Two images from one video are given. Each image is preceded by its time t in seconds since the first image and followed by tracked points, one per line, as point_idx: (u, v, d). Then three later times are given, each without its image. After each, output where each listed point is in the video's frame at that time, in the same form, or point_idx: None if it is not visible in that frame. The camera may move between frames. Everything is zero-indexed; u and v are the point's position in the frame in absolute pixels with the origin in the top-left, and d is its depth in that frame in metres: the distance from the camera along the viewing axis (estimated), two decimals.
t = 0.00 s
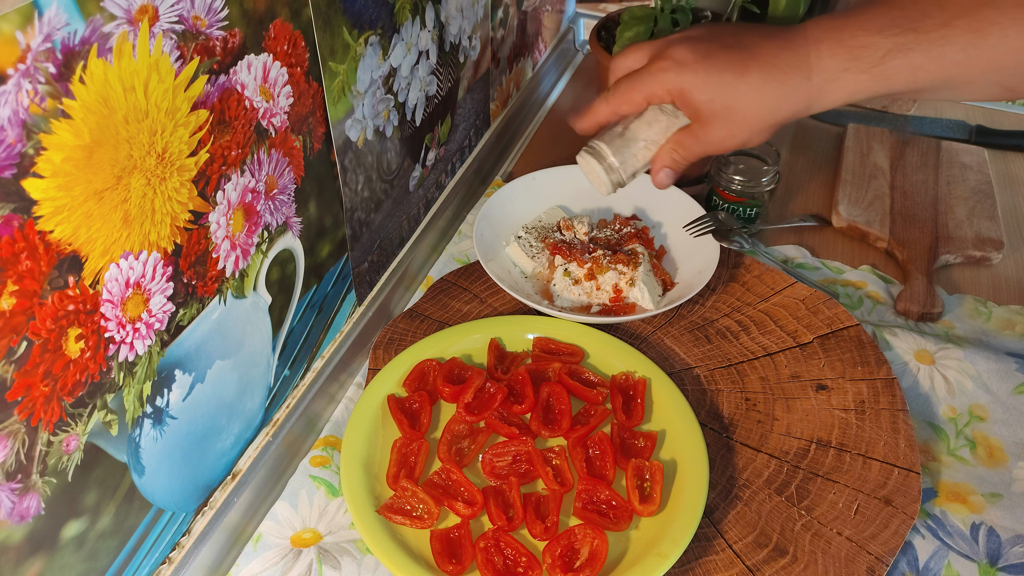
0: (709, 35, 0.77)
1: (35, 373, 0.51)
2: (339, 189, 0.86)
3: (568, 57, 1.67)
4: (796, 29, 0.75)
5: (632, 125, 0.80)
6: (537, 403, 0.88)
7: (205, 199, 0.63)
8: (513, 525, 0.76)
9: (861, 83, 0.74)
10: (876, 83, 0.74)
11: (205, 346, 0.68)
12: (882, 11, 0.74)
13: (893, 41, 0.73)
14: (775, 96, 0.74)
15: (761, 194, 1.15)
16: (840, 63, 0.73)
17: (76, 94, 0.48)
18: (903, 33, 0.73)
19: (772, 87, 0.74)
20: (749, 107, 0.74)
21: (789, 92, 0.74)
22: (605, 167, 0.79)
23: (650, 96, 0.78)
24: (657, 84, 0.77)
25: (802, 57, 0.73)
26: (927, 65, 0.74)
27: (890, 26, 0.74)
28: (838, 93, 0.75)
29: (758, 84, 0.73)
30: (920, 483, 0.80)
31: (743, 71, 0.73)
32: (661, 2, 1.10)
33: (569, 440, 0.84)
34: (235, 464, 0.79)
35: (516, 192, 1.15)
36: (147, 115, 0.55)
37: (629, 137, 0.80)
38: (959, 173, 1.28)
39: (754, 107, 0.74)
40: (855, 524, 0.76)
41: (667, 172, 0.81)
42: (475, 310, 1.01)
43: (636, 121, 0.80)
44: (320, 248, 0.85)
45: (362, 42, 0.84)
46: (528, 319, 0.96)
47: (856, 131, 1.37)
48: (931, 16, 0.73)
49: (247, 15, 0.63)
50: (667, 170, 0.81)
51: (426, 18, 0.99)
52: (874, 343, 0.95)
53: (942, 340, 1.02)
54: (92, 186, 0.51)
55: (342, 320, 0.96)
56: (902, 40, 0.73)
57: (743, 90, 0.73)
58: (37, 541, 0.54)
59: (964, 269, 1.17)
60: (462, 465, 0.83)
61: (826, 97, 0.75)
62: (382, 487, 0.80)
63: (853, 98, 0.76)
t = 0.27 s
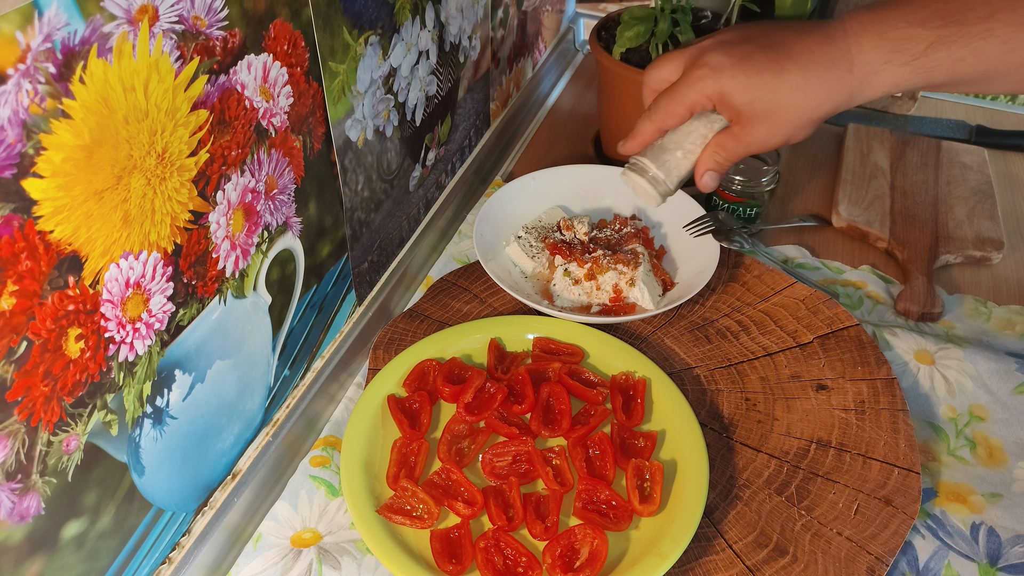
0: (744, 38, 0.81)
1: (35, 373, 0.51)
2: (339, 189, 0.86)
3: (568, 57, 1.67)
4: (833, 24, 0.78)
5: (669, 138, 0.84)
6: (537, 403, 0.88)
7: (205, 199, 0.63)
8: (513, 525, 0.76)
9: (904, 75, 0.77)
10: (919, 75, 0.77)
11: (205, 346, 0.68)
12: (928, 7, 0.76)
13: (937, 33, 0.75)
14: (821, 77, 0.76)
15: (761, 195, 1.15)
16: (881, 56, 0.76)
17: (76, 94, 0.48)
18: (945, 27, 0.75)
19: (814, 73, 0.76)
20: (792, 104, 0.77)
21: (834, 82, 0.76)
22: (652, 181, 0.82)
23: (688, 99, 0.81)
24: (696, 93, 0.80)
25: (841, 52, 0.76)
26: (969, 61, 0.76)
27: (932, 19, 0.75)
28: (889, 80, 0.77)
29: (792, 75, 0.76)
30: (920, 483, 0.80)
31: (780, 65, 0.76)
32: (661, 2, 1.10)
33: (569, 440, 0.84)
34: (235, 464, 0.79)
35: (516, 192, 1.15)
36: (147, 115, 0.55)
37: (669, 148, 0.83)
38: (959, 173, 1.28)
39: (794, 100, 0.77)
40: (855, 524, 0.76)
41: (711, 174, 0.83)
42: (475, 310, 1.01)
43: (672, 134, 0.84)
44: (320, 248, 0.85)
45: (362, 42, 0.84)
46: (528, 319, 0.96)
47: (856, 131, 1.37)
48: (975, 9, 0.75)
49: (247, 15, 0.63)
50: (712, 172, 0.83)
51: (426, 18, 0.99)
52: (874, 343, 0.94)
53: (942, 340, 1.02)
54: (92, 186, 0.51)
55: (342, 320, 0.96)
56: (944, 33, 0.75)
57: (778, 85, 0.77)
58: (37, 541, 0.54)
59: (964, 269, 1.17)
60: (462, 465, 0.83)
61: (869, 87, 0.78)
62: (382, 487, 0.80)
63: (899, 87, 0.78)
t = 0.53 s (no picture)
0: (752, 22, 0.86)
1: (35, 373, 0.51)
2: (339, 189, 0.86)
3: (567, 57, 1.67)
4: (838, 19, 0.83)
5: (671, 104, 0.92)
6: (537, 403, 0.88)
7: (205, 199, 0.63)
8: (513, 525, 0.76)
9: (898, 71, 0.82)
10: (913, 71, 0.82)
11: (205, 347, 0.68)
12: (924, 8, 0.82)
13: (930, 31, 0.81)
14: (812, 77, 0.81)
15: (761, 195, 1.15)
16: (876, 52, 0.81)
17: (76, 94, 0.48)
18: (941, 24, 0.81)
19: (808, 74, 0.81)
20: (784, 91, 0.82)
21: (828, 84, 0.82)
22: (635, 134, 0.92)
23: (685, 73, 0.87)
24: (693, 66, 0.85)
25: (840, 48, 0.81)
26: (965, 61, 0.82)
27: (927, 17, 0.81)
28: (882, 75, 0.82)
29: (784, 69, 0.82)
30: (920, 483, 0.80)
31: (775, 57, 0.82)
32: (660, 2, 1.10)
33: (569, 440, 0.84)
34: (235, 464, 0.79)
35: (516, 192, 1.15)
36: (148, 115, 0.55)
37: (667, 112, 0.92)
38: (959, 173, 1.28)
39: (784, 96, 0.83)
40: (855, 524, 0.76)
41: (694, 148, 0.89)
42: (475, 310, 1.01)
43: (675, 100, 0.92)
44: (320, 248, 0.85)
45: (362, 41, 0.84)
46: (528, 319, 0.96)
47: (856, 131, 1.37)
48: (971, 8, 0.81)
49: (247, 15, 0.63)
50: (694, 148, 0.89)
51: (426, 18, 0.99)
52: (874, 343, 0.95)
53: (942, 340, 1.02)
54: (92, 186, 0.51)
55: (342, 320, 0.96)
56: (938, 31, 0.81)
57: (770, 77, 0.81)
58: (36, 541, 0.54)
59: (964, 269, 1.17)
60: (462, 465, 0.83)
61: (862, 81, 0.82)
62: (382, 487, 0.80)
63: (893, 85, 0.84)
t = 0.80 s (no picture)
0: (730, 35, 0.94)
1: (35, 373, 0.51)
2: (339, 189, 0.86)
3: (567, 57, 1.67)
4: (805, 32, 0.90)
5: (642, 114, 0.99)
6: (537, 403, 0.88)
7: (205, 199, 0.63)
8: (513, 525, 0.76)
9: (856, 67, 0.86)
10: (872, 67, 0.85)
11: (205, 347, 0.68)
12: (880, 20, 0.85)
13: (888, 28, 0.84)
14: (765, 80, 0.88)
15: (761, 195, 1.16)
16: (834, 48, 0.86)
17: (76, 94, 0.48)
18: (899, 23, 0.84)
19: (759, 76, 0.88)
20: (747, 87, 0.88)
21: (776, 94, 0.88)
22: (603, 122, 0.99)
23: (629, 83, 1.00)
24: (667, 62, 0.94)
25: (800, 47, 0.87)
26: (913, 67, 0.85)
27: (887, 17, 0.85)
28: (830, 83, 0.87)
29: (736, 71, 0.88)
30: (920, 483, 0.80)
31: (734, 59, 0.89)
32: (660, 2, 1.10)
33: (569, 440, 0.84)
34: (235, 464, 0.79)
35: (516, 192, 1.15)
36: (148, 115, 0.55)
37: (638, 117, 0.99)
38: (959, 173, 1.28)
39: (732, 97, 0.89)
40: (855, 524, 0.76)
41: (651, 144, 0.95)
42: (475, 310, 1.01)
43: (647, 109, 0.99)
44: (320, 248, 0.85)
45: (362, 42, 0.84)
46: (528, 319, 0.96)
47: (856, 131, 1.38)
48: (927, 8, 0.84)
49: (247, 15, 0.63)
50: (653, 144, 0.96)
51: (426, 18, 0.99)
52: (874, 343, 0.95)
53: (942, 340, 1.02)
54: (92, 186, 0.51)
55: (342, 320, 0.96)
56: (895, 28, 0.84)
57: (716, 77, 0.89)
58: (37, 541, 0.54)
59: (964, 269, 1.17)
60: (462, 465, 0.83)
61: (817, 83, 0.87)
62: (382, 487, 0.80)
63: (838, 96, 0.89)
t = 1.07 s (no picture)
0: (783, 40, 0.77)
1: (35, 373, 0.51)
2: (339, 189, 0.86)
3: (568, 57, 1.67)
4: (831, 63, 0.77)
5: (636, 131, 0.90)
6: (537, 403, 0.88)
7: (205, 199, 0.63)
8: (513, 525, 0.76)
9: (870, 92, 0.73)
10: (886, 95, 0.73)
11: (205, 346, 0.68)
12: (893, 50, 0.74)
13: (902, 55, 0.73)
14: (784, 90, 0.75)
15: (761, 195, 1.16)
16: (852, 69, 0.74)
17: (76, 94, 0.48)
18: (911, 50, 0.72)
19: (780, 85, 0.75)
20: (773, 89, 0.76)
21: (798, 108, 0.75)
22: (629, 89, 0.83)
23: (657, 52, 0.89)
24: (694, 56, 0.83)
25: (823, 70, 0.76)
26: (927, 97, 0.72)
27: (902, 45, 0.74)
28: (837, 116, 0.75)
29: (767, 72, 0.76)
30: (920, 483, 0.80)
31: (761, 63, 0.77)
32: (660, 2, 1.10)
33: (569, 440, 0.84)
34: (235, 464, 0.79)
35: (516, 192, 1.15)
36: (147, 115, 0.55)
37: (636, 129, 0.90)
38: (959, 173, 1.28)
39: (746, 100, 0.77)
40: (855, 524, 0.76)
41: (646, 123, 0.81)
42: (475, 310, 1.01)
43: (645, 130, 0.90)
44: (320, 248, 0.85)
45: (362, 42, 0.84)
46: (528, 319, 0.96)
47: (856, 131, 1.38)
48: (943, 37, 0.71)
49: (247, 15, 0.63)
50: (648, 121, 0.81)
51: (426, 18, 0.99)
52: (874, 343, 0.94)
53: (942, 340, 1.02)
54: (92, 186, 0.51)
55: (342, 320, 0.96)
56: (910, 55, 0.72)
57: (750, 72, 0.77)
58: (37, 541, 0.54)
59: (964, 269, 1.17)
60: (462, 465, 0.83)
61: (831, 107, 0.75)
62: (382, 487, 0.80)
63: (851, 127, 0.76)
